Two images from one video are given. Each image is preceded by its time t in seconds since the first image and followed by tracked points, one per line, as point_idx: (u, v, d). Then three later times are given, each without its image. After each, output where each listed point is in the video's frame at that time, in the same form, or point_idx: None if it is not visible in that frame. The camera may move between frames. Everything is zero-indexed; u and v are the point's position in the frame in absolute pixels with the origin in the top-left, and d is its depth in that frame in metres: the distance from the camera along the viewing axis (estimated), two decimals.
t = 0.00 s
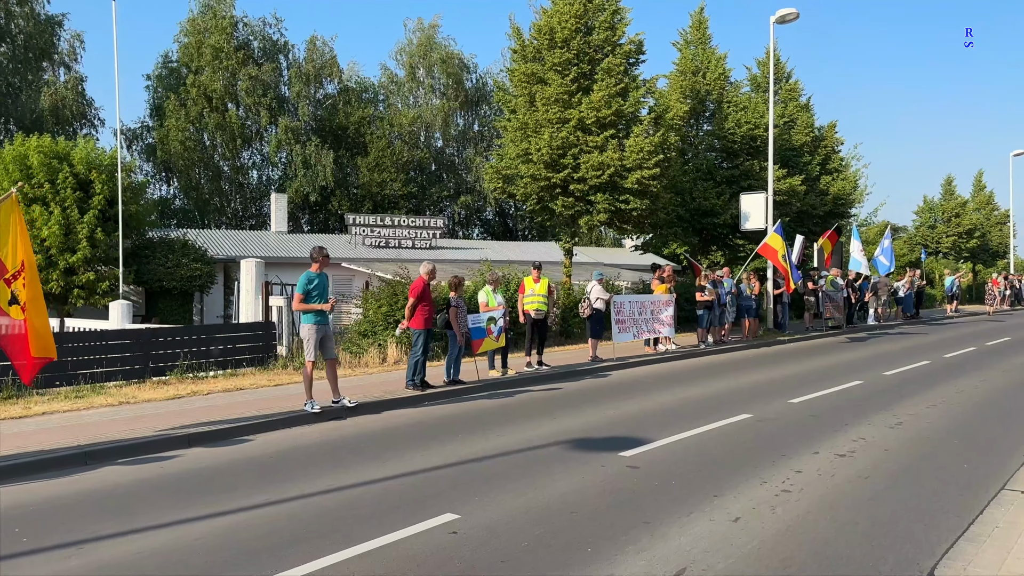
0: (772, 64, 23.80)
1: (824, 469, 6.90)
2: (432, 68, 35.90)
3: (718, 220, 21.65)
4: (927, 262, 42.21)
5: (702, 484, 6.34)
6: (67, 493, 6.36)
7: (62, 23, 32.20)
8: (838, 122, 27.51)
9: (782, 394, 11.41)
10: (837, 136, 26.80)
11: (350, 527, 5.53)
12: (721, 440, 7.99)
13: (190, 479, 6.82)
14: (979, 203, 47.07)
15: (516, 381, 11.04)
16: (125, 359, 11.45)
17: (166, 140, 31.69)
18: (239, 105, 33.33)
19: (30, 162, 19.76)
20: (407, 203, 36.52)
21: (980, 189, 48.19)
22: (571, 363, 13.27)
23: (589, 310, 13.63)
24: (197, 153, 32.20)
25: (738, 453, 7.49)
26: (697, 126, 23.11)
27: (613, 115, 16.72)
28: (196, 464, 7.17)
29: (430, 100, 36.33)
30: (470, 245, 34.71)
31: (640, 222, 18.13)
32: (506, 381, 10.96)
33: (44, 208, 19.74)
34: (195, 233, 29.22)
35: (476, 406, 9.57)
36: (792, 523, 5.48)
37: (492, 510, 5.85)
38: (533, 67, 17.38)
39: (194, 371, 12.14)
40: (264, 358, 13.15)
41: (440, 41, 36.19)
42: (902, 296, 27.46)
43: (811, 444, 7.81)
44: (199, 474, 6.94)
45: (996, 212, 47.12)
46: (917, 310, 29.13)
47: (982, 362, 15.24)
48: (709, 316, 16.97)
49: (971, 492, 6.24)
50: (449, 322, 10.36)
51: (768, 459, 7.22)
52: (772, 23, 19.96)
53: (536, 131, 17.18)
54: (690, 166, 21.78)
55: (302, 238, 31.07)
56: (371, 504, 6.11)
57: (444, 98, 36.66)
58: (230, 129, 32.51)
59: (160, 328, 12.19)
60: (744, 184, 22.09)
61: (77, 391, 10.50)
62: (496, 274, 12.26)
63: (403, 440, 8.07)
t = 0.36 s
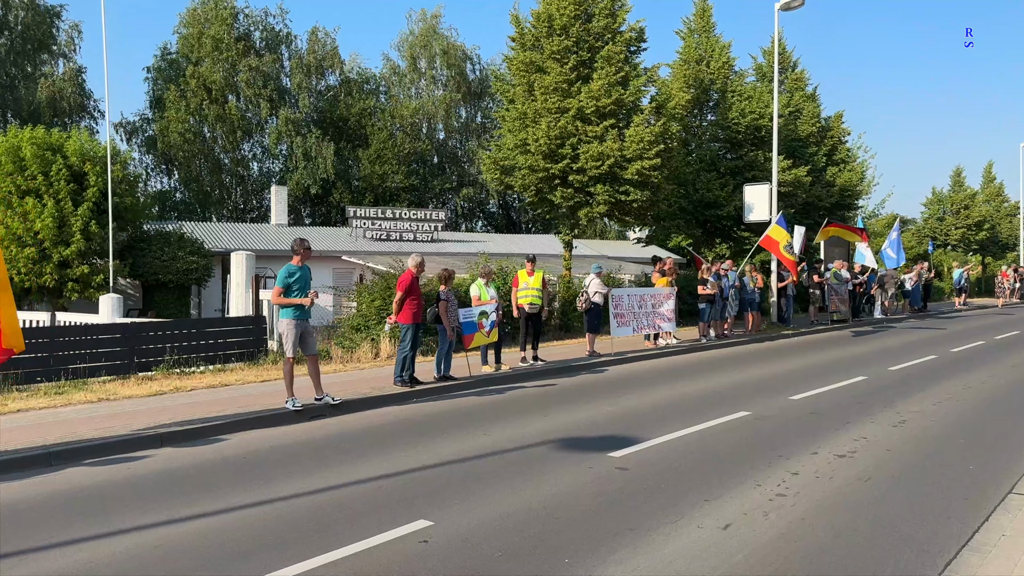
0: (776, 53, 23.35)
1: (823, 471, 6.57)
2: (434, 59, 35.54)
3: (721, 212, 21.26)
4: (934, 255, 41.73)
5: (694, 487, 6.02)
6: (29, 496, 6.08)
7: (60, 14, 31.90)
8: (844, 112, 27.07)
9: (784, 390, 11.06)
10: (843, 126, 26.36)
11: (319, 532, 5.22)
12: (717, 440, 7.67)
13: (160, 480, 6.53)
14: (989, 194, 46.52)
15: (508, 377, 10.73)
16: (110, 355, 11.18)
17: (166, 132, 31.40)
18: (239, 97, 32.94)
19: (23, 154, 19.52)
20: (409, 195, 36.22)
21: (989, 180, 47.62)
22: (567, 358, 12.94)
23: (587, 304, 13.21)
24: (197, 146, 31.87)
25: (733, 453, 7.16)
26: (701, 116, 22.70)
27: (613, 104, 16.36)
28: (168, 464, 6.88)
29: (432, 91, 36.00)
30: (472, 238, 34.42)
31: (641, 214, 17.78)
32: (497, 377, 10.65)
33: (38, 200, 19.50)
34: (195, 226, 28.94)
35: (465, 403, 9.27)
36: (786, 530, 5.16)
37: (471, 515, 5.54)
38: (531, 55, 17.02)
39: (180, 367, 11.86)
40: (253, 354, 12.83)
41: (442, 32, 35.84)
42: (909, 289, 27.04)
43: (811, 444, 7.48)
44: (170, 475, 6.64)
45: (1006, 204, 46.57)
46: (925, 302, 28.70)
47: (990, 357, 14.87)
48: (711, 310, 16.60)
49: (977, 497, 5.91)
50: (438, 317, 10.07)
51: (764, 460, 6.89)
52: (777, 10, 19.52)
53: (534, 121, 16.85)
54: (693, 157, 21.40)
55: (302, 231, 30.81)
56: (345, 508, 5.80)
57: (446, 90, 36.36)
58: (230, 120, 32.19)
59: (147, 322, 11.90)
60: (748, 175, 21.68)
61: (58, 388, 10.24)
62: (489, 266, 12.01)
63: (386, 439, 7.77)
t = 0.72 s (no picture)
0: (776, 39, 22.95)
1: (810, 470, 6.28)
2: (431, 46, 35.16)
3: (719, 200, 20.88)
4: (937, 244, 41.38)
5: (673, 487, 5.73)
6: None
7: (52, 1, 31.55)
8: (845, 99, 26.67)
9: (777, 383, 10.76)
10: (845, 113, 25.97)
11: (275, 535, 4.94)
12: (703, 436, 7.38)
13: (116, 478, 6.24)
14: (993, 183, 46.05)
15: (493, 370, 10.45)
16: (87, 346, 10.92)
17: (160, 120, 31.07)
18: (235, 85, 32.53)
19: (9, 142, 19.28)
20: (406, 184, 35.90)
21: (994, 169, 47.13)
22: (556, 350, 12.65)
23: (577, 295, 12.89)
24: (192, 134, 31.49)
25: (719, 451, 6.86)
26: (699, 103, 22.32)
27: (607, 90, 16.01)
28: (127, 461, 6.59)
29: (430, 79, 35.65)
30: (470, 228, 34.14)
31: (635, 202, 17.43)
32: (482, 371, 10.37)
33: (24, 189, 19.27)
34: (188, 216, 28.65)
35: (446, 399, 8.98)
36: (766, 534, 4.87)
37: (437, 516, 5.25)
38: (524, 40, 16.68)
39: (160, 358, 11.61)
40: (236, 345, 12.59)
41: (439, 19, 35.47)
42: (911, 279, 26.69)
43: (800, 441, 7.18)
44: (129, 472, 6.36)
45: (1010, 193, 46.09)
46: (926, 293, 28.37)
47: (991, 348, 14.54)
48: (707, 301, 16.28)
49: (971, 498, 5.61)
50: (420, 308, 9.82)
51: (751, 459, 6.59)
52: None
53: (526, 108, 16.51)
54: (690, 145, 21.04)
55: (298, 220, 30.52)
56: (307, 507, 5.52)
57: (443, 78, 36.04)
58: (225, 108, 31.85)
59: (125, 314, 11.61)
60: (747, 163, 21.32)
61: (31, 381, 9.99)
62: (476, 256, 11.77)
63: (359, 436, 7.47)
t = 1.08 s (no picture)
0: (774, 24, 22.54)
1: (799, 470, 5.97)
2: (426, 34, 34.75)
3: (715, 189, 20.49)
4: (938, 235, 41.01)
5: (652, 491, 5.42)
6: None
7: None
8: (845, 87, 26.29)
9: (770, 377, 10.45)
10: (844, 101, 25.58)
11: (222, 542, 4.63)
12: (689, 433, 7.07)
13: (67, 477, 5.93)
14: (994, 172, 45.61)
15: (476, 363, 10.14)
16: (60, 339, 10.61)
17: (151, 109, 30.65)
18: (227, 73, 32.10)
19: None
20: (401, 174, 35.55)
21: (996, 159, 46.67)
22: (545, 343, 12.35)
23: (567, 286, 12.56)
24: (184, 123, 31.08)
25: (704, 450, 6.55)
26: (696, 90, 21.94)
27: (600, 76, 15.65)
28: (83, 460, 6.29)
29: (424, 67, 35.26)
30: (465, 218, 33.80)
31: (629, 191, 17.09)
32: (465, 365, 10.06)
33: (8, 178, 18.96)
34: (180, 206, 28.30)
35: (425, 395, 8.68)
36: (747, 541, 4.57)
37: (399, 522, 4.94)
38: (515, 25, 16.34)
39: (137, 351, 11.29)
40: (216, 338, 12.28)
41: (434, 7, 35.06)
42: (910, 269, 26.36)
43: (790, 439, 6.87)
44: (82, 472, 6.05)
45: (1012, 182, 45.65)
46: (926, 283, 28.04)
47: (991, 340, 14.23)
48: (701, 292, 15.95)
49: (966, 502, 5.31)
50: (401, 300, 9.52)
51: (736, 459, 6.28)
52: None
53: (516, 94, 16.17)
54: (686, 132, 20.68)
55: (290, 211, 30.17)
56: (264, 510, 5.21)
57: (439, 66, 35.65)
58: (217, 97, 31.43)
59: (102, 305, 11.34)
60: (744, 152, 20.95)
61: None
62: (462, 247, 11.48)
63: (330, 434, 7.17)
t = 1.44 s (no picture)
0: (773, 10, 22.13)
1: (791, 470, 5.67)
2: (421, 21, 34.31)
3: (712, 178, 20.10)
4: (938, 225, 40.66)
5: (635, 493, 5.12)
6: None
7: None
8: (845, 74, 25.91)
9: (764, 371, 10.15)
10: (844, 89, 25.21)
11: (172, 550, 4.34)
12: (677, 431, 6.75)
13: (22, 478, 5.64)
14: (995, 162, 45.22)
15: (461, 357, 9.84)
16: (35, 331, 10.30)
17: (142, 97, 30.18)
18: (219, 61, 31.64)
19: None
20: (396, 163, 35.17)
21: (996, 148, 46.26)
22: (534, 336, 12.05)
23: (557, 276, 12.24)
24: (177, 113, 30.60)
25: (691, 448, 6.25)
26: (693, 78, 21.53)
27: (593, 61, 15.29)
28: (41, 459, 5.99)
29: (419, 54, 34.82)
30: (460, 208, 33.46)
31: (623, 179, 16.73)
32: (449, 359, 9.76)
33: None
34: (171, 196, 27.91)
35: (406, 392, 8.37)
36: (732, 549, 4.27)
37: (362, 530, 4.62)
38: (507, 9, 15.98)
39: (114, 344, 11.00)
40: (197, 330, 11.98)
41: None
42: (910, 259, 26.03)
43: (782, 436, 6.57)
44: (36, 473, 5.74)
45: (1013, 171, 45.27)
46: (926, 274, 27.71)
47: (992, 332, 13.92)
48: (697, 283, 15.62)
49: (967, 506, 5.00)
50: (383, 291, 9.22)
51: (725, 458, 5.96)
52: None
53: (508, 80, 15.80)
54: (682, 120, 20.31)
55: (283, 200, 29.80)
56: (220, 514, 4.89)
57: (434, 54, 35.23)
58: (209, 85, 30.94)
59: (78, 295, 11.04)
60: (741, 140, 20.57)
61: None
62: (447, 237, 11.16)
63: (303, 432, 6.88)
